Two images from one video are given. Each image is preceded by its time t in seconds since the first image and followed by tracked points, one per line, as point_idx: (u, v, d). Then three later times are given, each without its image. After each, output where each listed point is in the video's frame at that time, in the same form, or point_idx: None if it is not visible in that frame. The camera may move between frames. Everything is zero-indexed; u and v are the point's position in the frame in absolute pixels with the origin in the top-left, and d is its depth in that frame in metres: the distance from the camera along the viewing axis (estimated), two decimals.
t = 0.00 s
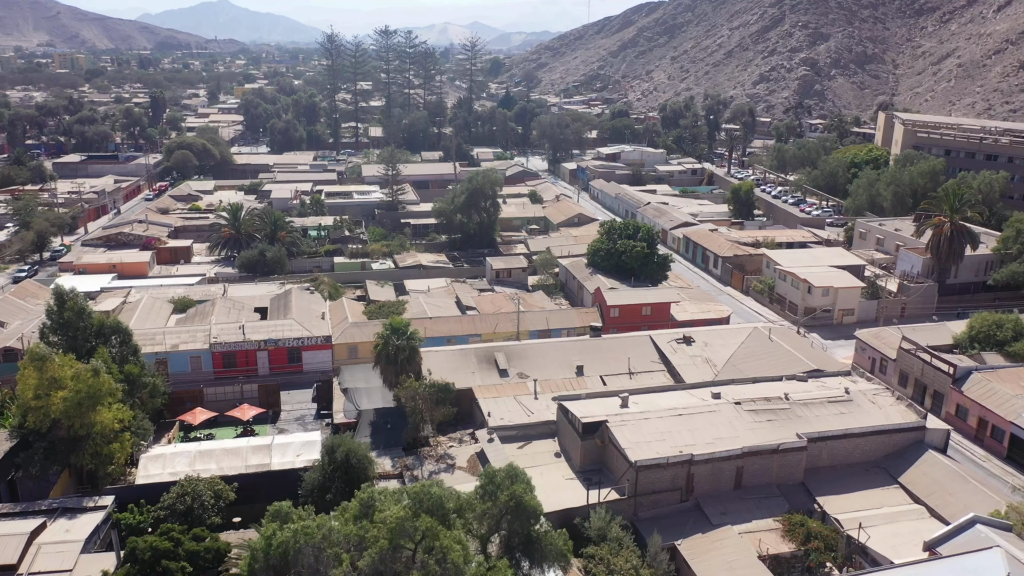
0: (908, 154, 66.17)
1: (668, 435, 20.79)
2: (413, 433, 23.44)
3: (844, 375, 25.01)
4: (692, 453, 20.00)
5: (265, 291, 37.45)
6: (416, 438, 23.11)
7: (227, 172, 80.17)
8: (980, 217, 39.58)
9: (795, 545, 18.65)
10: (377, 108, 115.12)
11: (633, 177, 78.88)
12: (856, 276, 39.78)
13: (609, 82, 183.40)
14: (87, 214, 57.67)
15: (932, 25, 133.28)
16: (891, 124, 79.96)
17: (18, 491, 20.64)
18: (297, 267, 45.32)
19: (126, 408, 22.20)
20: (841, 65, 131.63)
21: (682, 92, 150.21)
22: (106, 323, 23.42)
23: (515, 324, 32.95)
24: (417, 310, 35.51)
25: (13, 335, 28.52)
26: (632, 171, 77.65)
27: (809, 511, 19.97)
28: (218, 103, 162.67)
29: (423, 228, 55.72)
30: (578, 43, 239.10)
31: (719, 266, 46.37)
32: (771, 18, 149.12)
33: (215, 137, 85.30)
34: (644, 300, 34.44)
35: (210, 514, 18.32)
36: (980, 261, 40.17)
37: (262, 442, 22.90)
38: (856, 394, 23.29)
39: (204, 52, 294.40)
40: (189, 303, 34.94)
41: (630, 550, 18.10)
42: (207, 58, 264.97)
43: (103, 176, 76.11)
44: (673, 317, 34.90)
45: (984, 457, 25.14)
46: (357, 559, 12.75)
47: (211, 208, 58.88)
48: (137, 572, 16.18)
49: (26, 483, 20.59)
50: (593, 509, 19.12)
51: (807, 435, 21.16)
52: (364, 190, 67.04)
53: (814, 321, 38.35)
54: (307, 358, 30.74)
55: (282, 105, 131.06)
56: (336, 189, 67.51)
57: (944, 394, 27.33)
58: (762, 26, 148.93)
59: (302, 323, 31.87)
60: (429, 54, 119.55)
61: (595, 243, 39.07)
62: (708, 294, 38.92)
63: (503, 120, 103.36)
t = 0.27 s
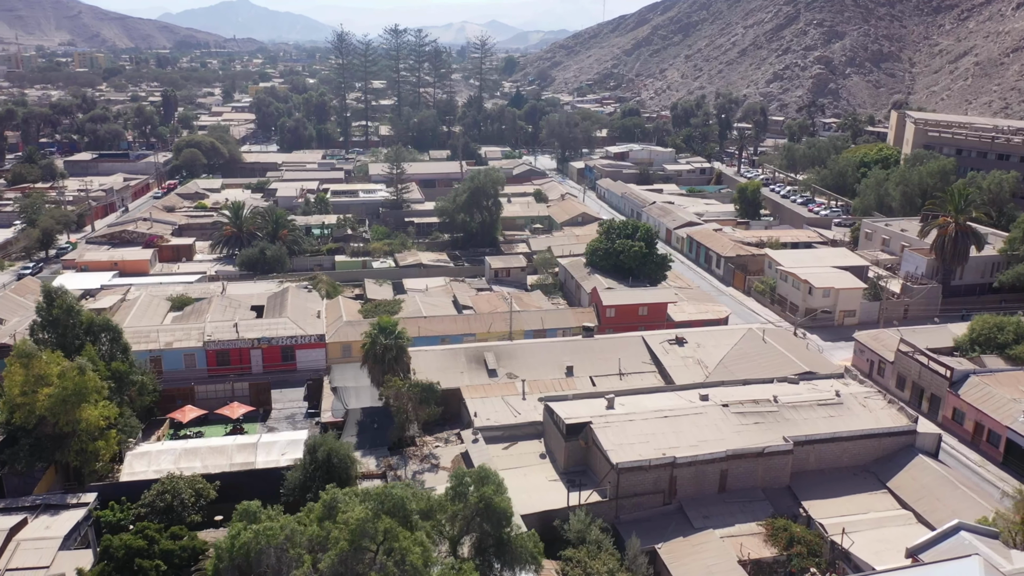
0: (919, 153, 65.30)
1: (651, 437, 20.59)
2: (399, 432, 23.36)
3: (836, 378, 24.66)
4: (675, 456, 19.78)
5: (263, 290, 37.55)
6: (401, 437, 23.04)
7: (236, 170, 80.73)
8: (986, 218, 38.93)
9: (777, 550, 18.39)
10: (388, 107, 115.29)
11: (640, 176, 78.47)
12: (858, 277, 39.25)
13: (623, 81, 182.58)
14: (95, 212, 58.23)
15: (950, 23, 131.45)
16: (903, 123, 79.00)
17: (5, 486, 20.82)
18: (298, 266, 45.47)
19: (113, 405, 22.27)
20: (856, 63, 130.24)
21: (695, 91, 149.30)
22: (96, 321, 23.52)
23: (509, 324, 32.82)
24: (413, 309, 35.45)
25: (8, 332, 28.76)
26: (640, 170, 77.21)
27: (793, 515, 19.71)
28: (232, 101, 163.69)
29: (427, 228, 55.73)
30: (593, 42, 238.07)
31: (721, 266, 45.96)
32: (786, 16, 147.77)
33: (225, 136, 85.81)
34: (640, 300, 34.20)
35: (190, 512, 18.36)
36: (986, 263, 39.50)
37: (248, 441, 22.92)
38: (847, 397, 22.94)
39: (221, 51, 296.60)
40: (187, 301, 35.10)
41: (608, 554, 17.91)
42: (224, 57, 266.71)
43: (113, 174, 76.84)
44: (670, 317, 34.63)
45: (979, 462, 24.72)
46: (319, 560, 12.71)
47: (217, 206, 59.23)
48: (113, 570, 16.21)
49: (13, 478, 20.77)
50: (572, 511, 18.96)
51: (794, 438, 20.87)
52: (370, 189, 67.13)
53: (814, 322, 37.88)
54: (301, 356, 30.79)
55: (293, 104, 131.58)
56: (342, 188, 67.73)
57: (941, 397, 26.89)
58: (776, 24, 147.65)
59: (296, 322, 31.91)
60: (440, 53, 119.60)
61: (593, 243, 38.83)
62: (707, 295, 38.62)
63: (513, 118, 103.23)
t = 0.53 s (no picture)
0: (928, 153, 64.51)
1: (633, 440, 20.42)
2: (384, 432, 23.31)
3: (827, 381, 24.36)
4: (655, 459, 19.60)
5: (261, 288, 37.69)
6: (386, 437, 23.00)
7: (243, 169, 81.31)
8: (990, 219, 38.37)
9: (757, 555, 18.18)
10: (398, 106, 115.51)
11: (647, 176, 78.11)
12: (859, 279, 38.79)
13: (635, 80, 181.91)
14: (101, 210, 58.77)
15: (966, 22, 129.96)
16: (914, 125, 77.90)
17: None
18: (297, 265, 45.63)
19: (98, 403, 22.33)
20: (870, 63, 129.07)
21: (707, 91, 148.53)
22: (84, 319, 23.64)
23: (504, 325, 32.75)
24: (408, 308, 35.46)
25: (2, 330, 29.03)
26: (646, 170, 76.83)
27: (775, 521, 19.47)
28: (245, 101, 164.63)
29: (429, 227, 55.75)
30: (606, 41, 237.32)
31: (722, 267, 45.61)
32: (800, 15, 146.56)
33: (233, 135, 86.38)
34: (635, 301, 34.02)
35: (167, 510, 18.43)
36: (990, 265, 38.92)
37: (233, 440, 22.95)
38: (835, 400, 22.64)
39: (237, 51, 298.57)
40: (183, 299, 35.25)
41: (585, 557, 17.77)
42: (239, 57, 268.27)
43: (122, 172, 77.56)
44: (665, 318, 34.42)
45: (972, 468, 24.35)
46: (278, 561, 12.72)
47: (221, 205, 59.58)
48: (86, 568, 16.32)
49: None
50: (550, 514, 18.83)
51: (778, 442, 20.63)
52: (375, 188, 67.28)
53: (814, 324, 37.45)
54: (294, 355, 30.88)
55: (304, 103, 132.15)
56: (347, 187, 67.95)
57: (935, 402, 26.50)
58: (790, 23, 146.46)
59: (290, 320, 31.98)
60: (450, 52, 119.73)
61: (591, 243, 38.64)
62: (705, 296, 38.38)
63: (521, 118, 103.12)
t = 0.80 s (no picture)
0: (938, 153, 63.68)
1: (615, 442, 20.28)
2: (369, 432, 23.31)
3: (817, 384, 24.09)
4: (636, 461, 19.45)
5: (259, 287, 37.86)
6: (371, 437, 22.98)
7: (252, 168, 81.84)
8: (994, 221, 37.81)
9: (736, 559, 17.98)
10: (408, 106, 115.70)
11: (654, 176, 77.71)
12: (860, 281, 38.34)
13: (648, 80, 181.14)
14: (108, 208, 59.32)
15: (984, 21, 128.24)
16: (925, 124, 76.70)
17: None
18: (298, 263, 45.83)
19: (85, 401, 22.43)
20: (885, 62, 127.71)
21: (720, 90, 147.59)
22: (74, 317, 23.75)
23: (499, 325, 32.69)
24: (403, 307, 35.48)
25: None
26: (653, 170, 76.43)
27: (757, 525, 19.27)
28: (258, 100, 165.56)
29: (432, 227, 55.79)
30: (621, 40, 236.26)
31: (723, 268, 45.31)
32: (814, 14, 145.21)
33: (242, 134, 86.91)
34: (630, 302, 33.86)
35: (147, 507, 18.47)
36: (994, 267, 38.35)
37: (219, 438, 23.01)
38: (823, 404, 22.37)
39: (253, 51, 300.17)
40: (180, 297, 35.47)
41: (561, 559, 17.66)
42: (255, 56, 269.79)
43: (131, 171, 78.24)
44: (661, 319, 34.20)
45: (965, 473, 23.97)
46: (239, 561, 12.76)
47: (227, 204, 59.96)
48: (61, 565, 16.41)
49: None
50: (528, 515, 18.73)
51: (762, 445, 20.41)
52: (381, 188, 67.39)
53: (813, 326, 37.09)
54: (287, 354, 30.97)
55: (316, 102, 132.58)
56: (353, 187, 68.16)
57: (929, 406, 26.13)
58: (804, 23, 145.18)
59: (284, 320, 32.08)
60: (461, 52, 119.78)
61: (588, 243, 38.49)
62: (703, 297, 38.12)
63: (529, 117, 102.98)
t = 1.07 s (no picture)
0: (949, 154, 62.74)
1: (597, 443, 20.16)
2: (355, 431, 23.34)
3: (808, 387, 23.80)
4: (617, 463, 19.35)
5: (257, 285, 38.05)
6: (356, 436, 23.02)
7: (260, 167, 82.41)
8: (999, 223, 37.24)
9: (715, 563, 17.82)
10: (419, 105, 115.89)
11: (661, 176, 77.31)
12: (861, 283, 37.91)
13: (662, 79, 180.36)
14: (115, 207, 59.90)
15: (1002, 19, 126.44)
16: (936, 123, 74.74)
17: None
18: (299, 262, 46.04)
19: (74, 399, 22.59)
20: (900, 61, 126.30)
21: (733, 90, 146.60)
22: (65, 315, 23.94)
23: (493, 325, 32.62)
24: (399, 306, 35.49)
25: None
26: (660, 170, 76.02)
27: (738, 529, 19.09)
28: (272, 99, 166.56)
29: (435, 226, 55.81)
30: (636, 39, 235.17)
31: (724, 269, 44.99)
32: (829, 13, 143.74)
33: (252, 133, 87.51)
34: (626, 302, 33.71)
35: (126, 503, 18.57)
36: (999, 269, 37.79)
37: (206, 436, 23.10)
38: (811, 407, 22.11)
39: (269, 50, 301.92)
40: (178, 295, 35.70)
41: (537, 561, 17.59)
42: (270, 56, 271.49)
43: (141, 169, 78.99)
44: (656, 320, 34.00)
45: (957, 478, 23.63)
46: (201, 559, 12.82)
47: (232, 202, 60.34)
48: (38, 562, 16.54)
49: None
50: (506, 516, 18.65)
51: (747, 449, 20.21)
52: (386, 187, 67.54)
53: (812, 328, 36.73)
54: (281, 353, 31.09)
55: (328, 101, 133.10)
56: (359, 186, 68.42)
57: (923, 410, 25.78)
58: (818, 22, 143.71)
59: (279, 318, 32.20)
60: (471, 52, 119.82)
61: (586, 243, 38.35)
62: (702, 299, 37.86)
63: (538, 117, 102.86)
